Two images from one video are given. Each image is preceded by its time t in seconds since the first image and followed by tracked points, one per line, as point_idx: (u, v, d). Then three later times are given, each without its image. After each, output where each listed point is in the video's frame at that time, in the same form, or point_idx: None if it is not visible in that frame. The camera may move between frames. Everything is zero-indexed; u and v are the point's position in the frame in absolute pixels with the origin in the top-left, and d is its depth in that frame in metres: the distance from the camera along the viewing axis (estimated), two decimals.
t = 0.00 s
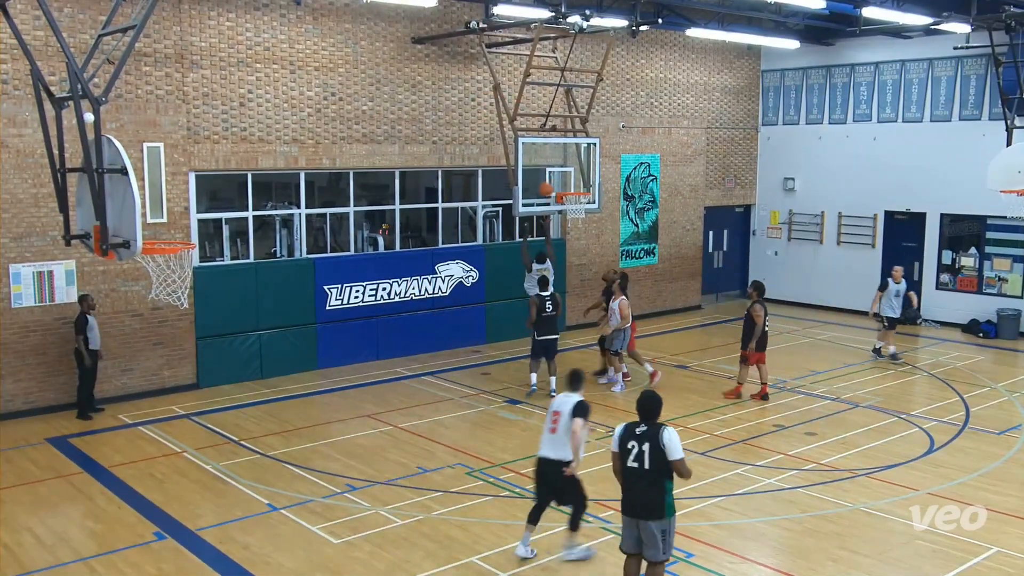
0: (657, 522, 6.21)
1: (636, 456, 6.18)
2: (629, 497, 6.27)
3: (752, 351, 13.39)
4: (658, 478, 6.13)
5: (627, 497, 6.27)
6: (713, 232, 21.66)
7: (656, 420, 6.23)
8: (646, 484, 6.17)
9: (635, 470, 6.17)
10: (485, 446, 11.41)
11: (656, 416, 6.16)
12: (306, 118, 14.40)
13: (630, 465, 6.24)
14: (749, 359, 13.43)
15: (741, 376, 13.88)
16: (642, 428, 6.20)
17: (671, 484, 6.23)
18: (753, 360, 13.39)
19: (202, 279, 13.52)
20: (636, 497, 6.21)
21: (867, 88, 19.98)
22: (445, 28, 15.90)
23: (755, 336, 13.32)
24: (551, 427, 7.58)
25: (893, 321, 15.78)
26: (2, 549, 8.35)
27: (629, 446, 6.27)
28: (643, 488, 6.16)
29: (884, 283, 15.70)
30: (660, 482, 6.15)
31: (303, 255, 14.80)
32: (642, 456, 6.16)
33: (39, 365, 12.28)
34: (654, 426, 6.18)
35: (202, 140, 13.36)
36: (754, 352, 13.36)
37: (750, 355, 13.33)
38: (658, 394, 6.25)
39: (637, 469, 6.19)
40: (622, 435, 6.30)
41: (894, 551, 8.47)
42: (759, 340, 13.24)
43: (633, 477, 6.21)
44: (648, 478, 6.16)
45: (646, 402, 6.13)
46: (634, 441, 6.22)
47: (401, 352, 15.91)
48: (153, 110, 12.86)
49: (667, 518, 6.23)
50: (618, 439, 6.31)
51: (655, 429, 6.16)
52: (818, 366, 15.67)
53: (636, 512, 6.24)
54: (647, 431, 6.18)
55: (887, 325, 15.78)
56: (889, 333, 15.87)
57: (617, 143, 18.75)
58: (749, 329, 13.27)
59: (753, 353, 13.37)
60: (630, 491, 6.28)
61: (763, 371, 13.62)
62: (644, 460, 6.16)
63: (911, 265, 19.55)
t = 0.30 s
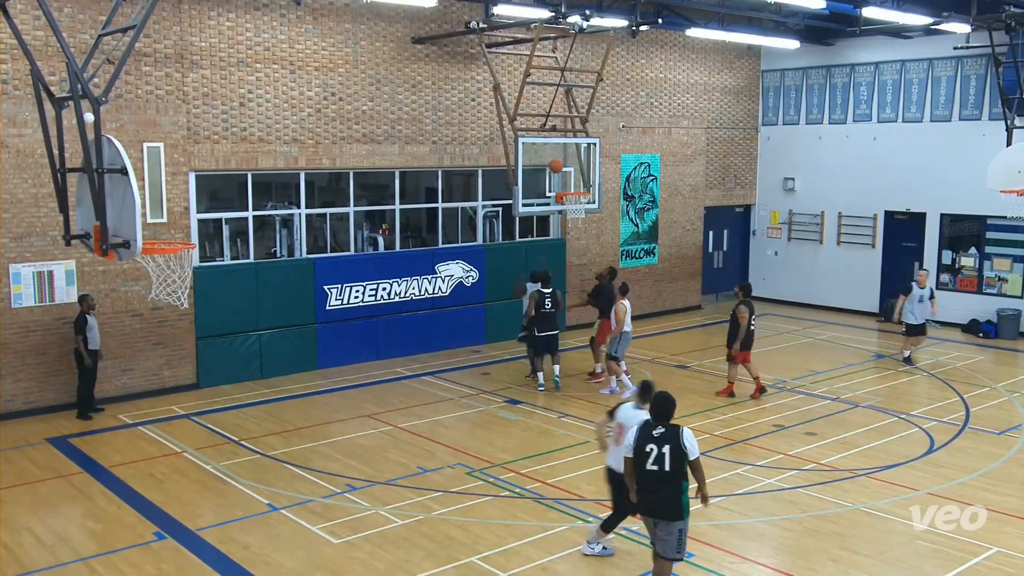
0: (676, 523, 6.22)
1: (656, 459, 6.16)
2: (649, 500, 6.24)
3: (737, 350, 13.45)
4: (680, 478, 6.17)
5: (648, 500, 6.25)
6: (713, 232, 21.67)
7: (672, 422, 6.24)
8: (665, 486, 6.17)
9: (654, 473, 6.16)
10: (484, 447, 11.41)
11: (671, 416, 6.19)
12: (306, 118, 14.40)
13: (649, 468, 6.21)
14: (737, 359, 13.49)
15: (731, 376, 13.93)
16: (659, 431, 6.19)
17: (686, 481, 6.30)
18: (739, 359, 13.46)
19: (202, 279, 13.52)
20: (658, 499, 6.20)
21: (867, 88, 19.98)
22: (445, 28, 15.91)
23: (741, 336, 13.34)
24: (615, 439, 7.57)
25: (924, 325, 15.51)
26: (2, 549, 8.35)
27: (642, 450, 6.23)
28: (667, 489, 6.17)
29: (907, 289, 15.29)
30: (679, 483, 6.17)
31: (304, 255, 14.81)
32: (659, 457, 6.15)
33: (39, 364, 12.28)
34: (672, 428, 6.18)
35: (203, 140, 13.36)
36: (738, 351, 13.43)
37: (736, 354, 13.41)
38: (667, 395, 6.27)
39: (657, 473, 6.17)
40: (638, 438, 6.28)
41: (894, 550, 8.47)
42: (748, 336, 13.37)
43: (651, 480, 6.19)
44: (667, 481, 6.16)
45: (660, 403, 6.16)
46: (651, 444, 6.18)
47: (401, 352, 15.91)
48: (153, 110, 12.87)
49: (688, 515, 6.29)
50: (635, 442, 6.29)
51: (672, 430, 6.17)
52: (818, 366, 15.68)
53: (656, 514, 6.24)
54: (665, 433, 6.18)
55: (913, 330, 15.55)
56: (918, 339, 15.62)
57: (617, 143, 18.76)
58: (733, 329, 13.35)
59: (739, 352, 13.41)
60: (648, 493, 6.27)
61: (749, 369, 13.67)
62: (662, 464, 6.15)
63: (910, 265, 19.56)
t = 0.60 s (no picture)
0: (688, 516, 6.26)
1: (667, 455, 6.16)
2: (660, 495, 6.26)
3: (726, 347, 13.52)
4: (692, 474, 6.18)
5: (659, 495, 6.27)
6: (711, 232, 21.67)
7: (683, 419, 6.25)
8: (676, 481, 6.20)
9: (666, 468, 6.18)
10: (482, 447, 11.40)
11: (682, 413, 6.22)
12: (303, 118, 14.40)
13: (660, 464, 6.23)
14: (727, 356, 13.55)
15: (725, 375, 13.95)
16: (670, 427, 6.20)
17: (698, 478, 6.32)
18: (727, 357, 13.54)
19: (199, 279, 13.51)
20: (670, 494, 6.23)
21: (864, 88, 19.99)
22: (442, 28, 15.90)
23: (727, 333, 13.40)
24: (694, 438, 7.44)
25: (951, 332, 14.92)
26: None
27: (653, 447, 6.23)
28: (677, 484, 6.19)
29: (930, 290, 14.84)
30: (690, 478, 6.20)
31: (301, 256, 14.80)
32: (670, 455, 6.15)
33: (36, 365, 12.27)
34: (683, 425, 6.18)
35: (200, 140, 13.36)
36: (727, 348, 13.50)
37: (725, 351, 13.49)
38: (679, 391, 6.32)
39: (668, 468, 6.19)
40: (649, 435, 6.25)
41: (891, 551, 8.48)
42: (737, 336, 13.44)
43: (663, 476, 6.22)
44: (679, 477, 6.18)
45: (673, 400, 6.19)
46: (663, 440, 6.19)
47: (399, 353, 15.90)
48: (150, 110, 12.85)
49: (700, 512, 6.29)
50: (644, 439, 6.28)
51: (684, 427, 6.18)
52: (816, 365, 15.69)
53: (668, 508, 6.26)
54: (676, 430, 6.19)
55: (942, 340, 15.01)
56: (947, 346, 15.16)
57: (615, 143, 18.76)
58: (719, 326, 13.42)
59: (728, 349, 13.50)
60: (660, 490, 6.27)
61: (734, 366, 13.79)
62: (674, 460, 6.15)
63: (908, 265, 19.58)
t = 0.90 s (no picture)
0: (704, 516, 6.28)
1: (682, 456, 6.22)
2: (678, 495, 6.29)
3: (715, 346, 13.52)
4: (708, 473, 6.21)
5: (676, 495, 6.28)
6: (706, 232, 21.69)
7: (699, 420, 6.29)
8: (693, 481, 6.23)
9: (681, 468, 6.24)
10: (478, 447, 11.39)
11: (700, 414, 6.26)
12: (298, 118, 14.39)
13: (676, 464, 6.28)
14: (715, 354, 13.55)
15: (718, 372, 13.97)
16: (687, 429, 6.25)
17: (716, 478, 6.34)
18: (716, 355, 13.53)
19: (194, 279, 13.49)
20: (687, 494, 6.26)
21: (859, 88, 20.02)
22: (438, 28, 15.91)
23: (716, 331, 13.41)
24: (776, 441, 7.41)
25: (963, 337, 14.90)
26: None
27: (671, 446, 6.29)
28: (694, 484, 6.22)
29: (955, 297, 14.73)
30: (706, 478, 6.22)
31: (296, 256, 14.79)
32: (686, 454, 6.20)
33: (31, 365, 12.25)
34: (699, 426, 6.23)
35: (195, 140, 13.34)
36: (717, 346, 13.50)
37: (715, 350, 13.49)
38: (696, 392, 6.36)
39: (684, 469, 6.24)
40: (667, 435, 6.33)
41: (887, 550, 8.48)
42: (727, 334, 13.45)
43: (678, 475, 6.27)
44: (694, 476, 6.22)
45: (688, 402, 6.23)
46: (679, 440, 6.25)
47: (394, 353, 15.89)
48: (144, 110, 12.83)
49: (719, 511, 6.33)
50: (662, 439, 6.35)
51: (700, 428, 6.23)
52: (811, 365, 15.71)
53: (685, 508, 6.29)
54: (692, 431, 6.24)
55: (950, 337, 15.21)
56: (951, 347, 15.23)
57: (610, 143, 18.77)
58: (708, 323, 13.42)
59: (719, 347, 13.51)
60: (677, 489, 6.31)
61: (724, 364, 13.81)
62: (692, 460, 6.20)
63: (903, 265, 19.61)
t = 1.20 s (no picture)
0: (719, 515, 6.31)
1: (701, 457, 6.19)
2: (695, 496, 6.27)
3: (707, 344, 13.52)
4: (726, 474, 6.22)
5: (696, 496, 6.26)
6: (704, 232, 21.69)
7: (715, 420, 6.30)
8: (711, 482, 6.22)
9: (699, 470, 6.20)
10: (476, 447, 11.39)
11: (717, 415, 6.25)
12: (296, 118, 14.38)
13: (694, 465, 6.24)
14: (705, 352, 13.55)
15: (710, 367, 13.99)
16: (706, 429, 6.22)
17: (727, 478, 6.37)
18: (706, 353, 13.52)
19: (191, 279, 13.48)
20: (705, 494, 6.25)
21: (857, 88, 20.04)
22: (436, 28, 15.90)
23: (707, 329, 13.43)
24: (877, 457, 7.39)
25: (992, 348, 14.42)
26: None
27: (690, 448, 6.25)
28: (714, 485, 6.22)
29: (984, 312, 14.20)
30: (724, 478, 6.24)
31: (294, 256, 14.78)
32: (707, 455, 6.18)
33: (28, 365, 12.23)
34: (717, 426, 6.23)
35: (193, 140, 13.33)
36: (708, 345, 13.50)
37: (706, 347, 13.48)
38: (710, 392, 6.35)
39: (703, 470, 6.23)
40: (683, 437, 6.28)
41: (885, 550, 8.49)
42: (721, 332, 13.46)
43: (697, 476, 6.23)
44: (713, 477, 6.22)
45: (706, 404, 6.22)
46: (697, 442, 6.21)
47: (392, 352, 15.88)
48: (142, 110, 12.82)
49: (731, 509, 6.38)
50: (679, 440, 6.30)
51: (718, 429, 6.22)
52: (809, 365, 15.72)
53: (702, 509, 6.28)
54: (710, 432, 6.23)
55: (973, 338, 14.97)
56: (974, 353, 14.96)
57: (608, 143, 18.77)
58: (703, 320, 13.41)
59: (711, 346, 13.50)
60: (694, 490, 6.28)
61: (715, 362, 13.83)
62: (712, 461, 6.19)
63: (901, 265, 19.62)
